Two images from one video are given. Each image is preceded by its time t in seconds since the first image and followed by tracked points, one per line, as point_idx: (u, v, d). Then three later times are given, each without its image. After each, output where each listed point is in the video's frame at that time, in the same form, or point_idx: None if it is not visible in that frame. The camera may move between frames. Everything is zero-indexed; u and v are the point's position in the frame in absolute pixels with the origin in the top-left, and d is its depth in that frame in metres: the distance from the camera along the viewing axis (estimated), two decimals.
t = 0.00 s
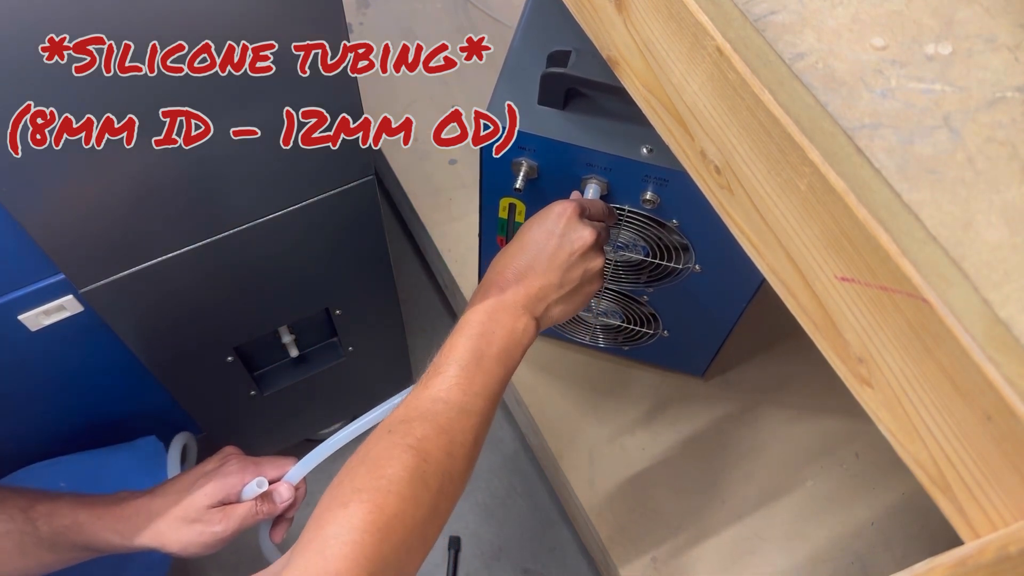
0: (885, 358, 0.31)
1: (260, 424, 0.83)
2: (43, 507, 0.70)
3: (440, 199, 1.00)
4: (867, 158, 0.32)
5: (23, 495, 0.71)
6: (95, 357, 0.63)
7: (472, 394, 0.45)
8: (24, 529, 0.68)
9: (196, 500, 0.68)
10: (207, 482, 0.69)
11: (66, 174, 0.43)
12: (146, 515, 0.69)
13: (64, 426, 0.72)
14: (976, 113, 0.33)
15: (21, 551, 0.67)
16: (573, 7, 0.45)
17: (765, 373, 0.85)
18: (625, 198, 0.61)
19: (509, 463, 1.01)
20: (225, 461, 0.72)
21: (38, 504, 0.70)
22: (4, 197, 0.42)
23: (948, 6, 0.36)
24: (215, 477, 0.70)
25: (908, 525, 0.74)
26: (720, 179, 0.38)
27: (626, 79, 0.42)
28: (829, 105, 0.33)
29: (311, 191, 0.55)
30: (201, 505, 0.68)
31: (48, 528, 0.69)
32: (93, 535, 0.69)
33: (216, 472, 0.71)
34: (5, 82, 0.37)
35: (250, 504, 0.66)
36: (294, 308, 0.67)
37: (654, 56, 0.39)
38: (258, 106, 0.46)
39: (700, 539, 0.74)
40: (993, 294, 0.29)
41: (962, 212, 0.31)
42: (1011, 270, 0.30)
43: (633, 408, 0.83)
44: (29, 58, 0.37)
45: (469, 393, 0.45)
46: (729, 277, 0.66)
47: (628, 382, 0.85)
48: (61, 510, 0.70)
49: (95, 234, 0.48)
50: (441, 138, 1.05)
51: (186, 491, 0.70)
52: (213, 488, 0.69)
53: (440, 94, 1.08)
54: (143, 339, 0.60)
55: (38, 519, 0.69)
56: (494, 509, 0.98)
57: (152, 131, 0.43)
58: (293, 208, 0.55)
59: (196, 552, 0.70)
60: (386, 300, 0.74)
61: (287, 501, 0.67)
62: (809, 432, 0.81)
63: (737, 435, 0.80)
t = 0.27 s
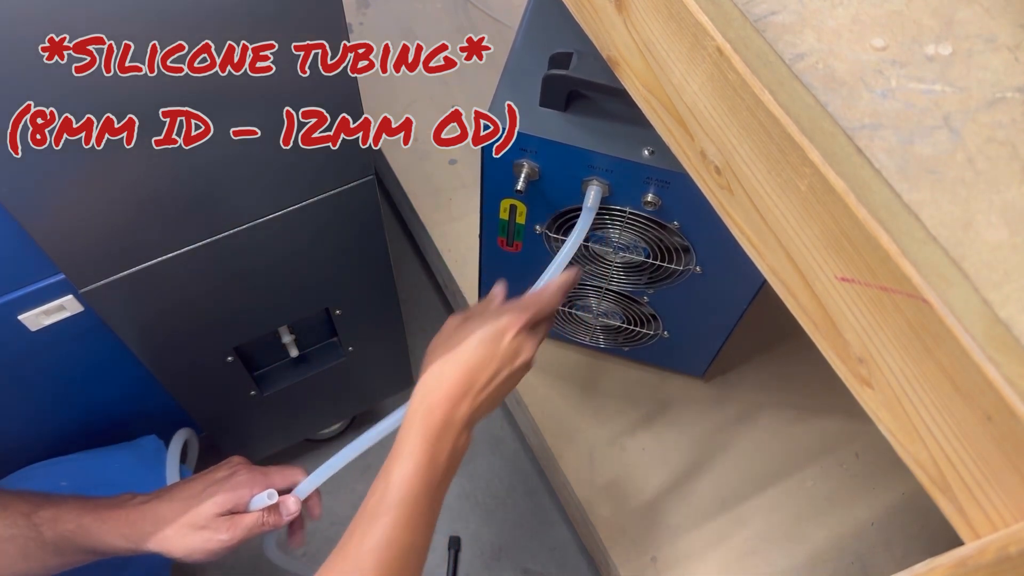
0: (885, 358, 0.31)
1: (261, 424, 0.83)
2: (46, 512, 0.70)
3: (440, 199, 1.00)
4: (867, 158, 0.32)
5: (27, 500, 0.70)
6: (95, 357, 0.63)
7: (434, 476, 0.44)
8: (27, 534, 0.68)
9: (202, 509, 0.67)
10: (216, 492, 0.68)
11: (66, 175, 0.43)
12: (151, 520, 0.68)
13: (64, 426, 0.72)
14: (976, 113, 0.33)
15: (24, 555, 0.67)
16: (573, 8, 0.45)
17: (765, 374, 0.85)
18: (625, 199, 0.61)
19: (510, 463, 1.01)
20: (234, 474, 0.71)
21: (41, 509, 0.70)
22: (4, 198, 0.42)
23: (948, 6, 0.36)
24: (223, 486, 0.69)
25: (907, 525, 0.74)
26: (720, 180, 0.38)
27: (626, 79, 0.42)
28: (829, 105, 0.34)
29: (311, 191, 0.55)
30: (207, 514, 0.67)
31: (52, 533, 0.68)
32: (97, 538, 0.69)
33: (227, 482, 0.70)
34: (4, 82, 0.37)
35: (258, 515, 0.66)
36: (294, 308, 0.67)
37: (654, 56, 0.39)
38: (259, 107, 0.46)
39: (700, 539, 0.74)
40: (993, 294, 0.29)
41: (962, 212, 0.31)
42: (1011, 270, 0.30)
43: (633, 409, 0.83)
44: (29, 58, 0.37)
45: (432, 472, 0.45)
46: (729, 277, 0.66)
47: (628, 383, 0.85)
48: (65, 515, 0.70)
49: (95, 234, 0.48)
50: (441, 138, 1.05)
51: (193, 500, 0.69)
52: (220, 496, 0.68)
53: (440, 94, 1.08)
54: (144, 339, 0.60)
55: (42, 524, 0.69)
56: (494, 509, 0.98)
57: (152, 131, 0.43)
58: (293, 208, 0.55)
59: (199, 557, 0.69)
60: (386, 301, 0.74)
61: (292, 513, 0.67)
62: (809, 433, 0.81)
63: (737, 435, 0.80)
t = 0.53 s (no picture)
0: (885, 358, 0.31)
1: (260, 424, 0.83)
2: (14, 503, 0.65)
3: (440, 199, 1.00)
4: (867, 158, 0.32)
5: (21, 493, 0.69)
6: (95, 357, 0.64)
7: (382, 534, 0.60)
8: None
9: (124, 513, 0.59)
10: (134, 482, 0.59)
11: (66, 175, 0.43)
12: (88, 526, 0.60)
13: (64, 426, 0.72)
14: (976, 113, 0.33)
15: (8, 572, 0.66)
16: (573, 8, 0.45)
17: (766, 374, 0.85)
18: (625, 199, 0.61)
19: (509, 463, 1.01)
20: (145, 455, 0.60)
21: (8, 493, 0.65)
22: (4, 198, 0.42)
23: (948, 6, 0.36)
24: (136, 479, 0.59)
25: (907, 525, 0.74)
26: (720, 180, 0.38)
27: (626, 79, 0.42)
28: (829, 105, 0.34)
29: (311, 191, 0.55)
30: (133, 507, 0.58)
31: None
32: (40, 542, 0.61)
33: (135, 473, 0.59)
34: (4, 81, 0.37)
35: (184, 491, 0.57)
36: (294, 308, 0.67)
37: (655, 56, 0.39)
38: (259, 107, 0.46)
39: (700, 539, 0.74)
40: (993, 294, 0.29)
41: (962, 212, 0.31)
42: (1010, 270, 0.30)
43: (633, 409, 0.83)
44: (29, 58, 0.37)
45: None
46: (728, 278, 0.66)
47: (628, 382, 0.85)
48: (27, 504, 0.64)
49: (95, 234, 0.48)
50: (441, 138, 1.05)
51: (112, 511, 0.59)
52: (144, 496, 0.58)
53: (440, 94, 1.08)
54: (144, 339, 0.60)
55: None
56: (494, 509, 0.98)
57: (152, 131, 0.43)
58: (293, 208, 0.55)
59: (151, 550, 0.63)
60: (386, 301, 0.74)
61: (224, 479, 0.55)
62: (809, 433, 0.81)
63: (737, 435, 0.80)
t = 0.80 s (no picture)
0: (885, 359, 0.31)
1: (260, 424, 0.83)
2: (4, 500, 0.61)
3: (441, 199, 1.00)
4: (867, 158, 0.32)
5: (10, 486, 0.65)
6: (95, 357, 0.64)
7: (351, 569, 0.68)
8: None
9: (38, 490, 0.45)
10: (63, 502, 0.43)
11: (67, 174, 0.43)
12: None
13: (64, 426, 0.72)
14: (976, 113, 0.33)
15: None
16: (573, 8, 0.45)
17: (765, 373, 0.85)
18: (625, 199, 0.61)
19: (509, 463, 1.01)
20: (88, 481, 0.44)
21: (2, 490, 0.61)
22: (5, 198, 0.42)
23: (948, 6, 0.36)
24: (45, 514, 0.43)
25: (907, 525, 0.74)
26: (719, 180, 0.38)
27: (626, 79, 0.42)
28: (829, 105, 0.34)
29: (311, 191, 0.55)
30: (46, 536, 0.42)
31: None
32: None
33: (67, 495, 0.43)
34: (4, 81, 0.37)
35: (112, 554, 0.42)
36: (294, 308, 0.67)
37: (654, 56, 0.39)
38: (259, 107, 0.46)
39: (700, 539, 0.74)
40: (993, 294, 0.29)
41: (962, 212, 0.31)
42: (1011, 270, 0.30)
43: (633, 409, 0.83)
44: (29, 58, 0.37)
45: None
46: (729, 278, 0.66)
47: (628, 382, 0.85)
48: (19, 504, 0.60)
49: (96, 233, 0.48)
50: (440, 138, 1.05)
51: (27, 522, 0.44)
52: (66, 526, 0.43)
53: (440, 94, 1.08)
54: (143, 339, 0.60)
55: None
56: (494, 509, 0.98)
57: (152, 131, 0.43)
58: (293, 208, 0.55)
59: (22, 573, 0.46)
60: (386, 301, 0.74)
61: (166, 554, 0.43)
62: (809, 432, 0.81)
63: (737, 435, 0.80)
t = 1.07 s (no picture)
0: (885, 359, 0.31)
1: (260, 424, 0.83)
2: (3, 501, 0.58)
3: (441, 199, 1.00)
4: (867, 158, 0.32)
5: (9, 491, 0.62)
6: (95, 356, 0.64)
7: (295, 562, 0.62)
8: None
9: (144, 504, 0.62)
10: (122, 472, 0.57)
11: (67, 175, 0.43)
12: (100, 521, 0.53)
13: (64, 427, 0.72)
14: (976, 113, 0.33)
15: None
16: (572, 7, 0.45)
17: (766, 374, 0.85)
18: (625, 199, 0.61)
19: (509, 463, 1.01)
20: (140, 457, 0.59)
21: None
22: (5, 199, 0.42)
23: (947, 7, 0.36)
24: (131, 465, 0.58)
25: (908, 524, 0.74)
26: (719, 180, 0.38)
27: (625, 79, 0.42)
28: (829, 105, 0.34)
29: (311, 190, 0.55)
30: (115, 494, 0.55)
31: None
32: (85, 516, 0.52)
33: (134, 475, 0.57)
34: (3, 81, 0.37)
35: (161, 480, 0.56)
36: (294, 308, 0.67)
37: (654, 56, 0.39)
38: (259, 107, 0.46)
39: (700, 539, 0.74)
40: (993, 294, 0.29)
41: (962, 212, 0.31)
42: (1010, 270, 0.30)
43: (633, 409, 0.83)
44: (29, 59, 0.37)
45: None
46: (728, 278, 0.66)
47: (628, 382, 0.85)
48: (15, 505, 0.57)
49: (96, 233, 0.48)
50: (440, 138, 1.05)
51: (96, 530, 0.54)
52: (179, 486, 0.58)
53: (439, 94, 1.08)
54: (143, 339, 0.60)
55: None
56: (494, 509, 0.98)
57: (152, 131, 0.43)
58: (293, 208, 0.55)
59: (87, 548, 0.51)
60: (386, 301, 0.74)
61: (205, 486, 0.57)
62: (809, 432, 0.81)
63: (737, 435, 0.80)
